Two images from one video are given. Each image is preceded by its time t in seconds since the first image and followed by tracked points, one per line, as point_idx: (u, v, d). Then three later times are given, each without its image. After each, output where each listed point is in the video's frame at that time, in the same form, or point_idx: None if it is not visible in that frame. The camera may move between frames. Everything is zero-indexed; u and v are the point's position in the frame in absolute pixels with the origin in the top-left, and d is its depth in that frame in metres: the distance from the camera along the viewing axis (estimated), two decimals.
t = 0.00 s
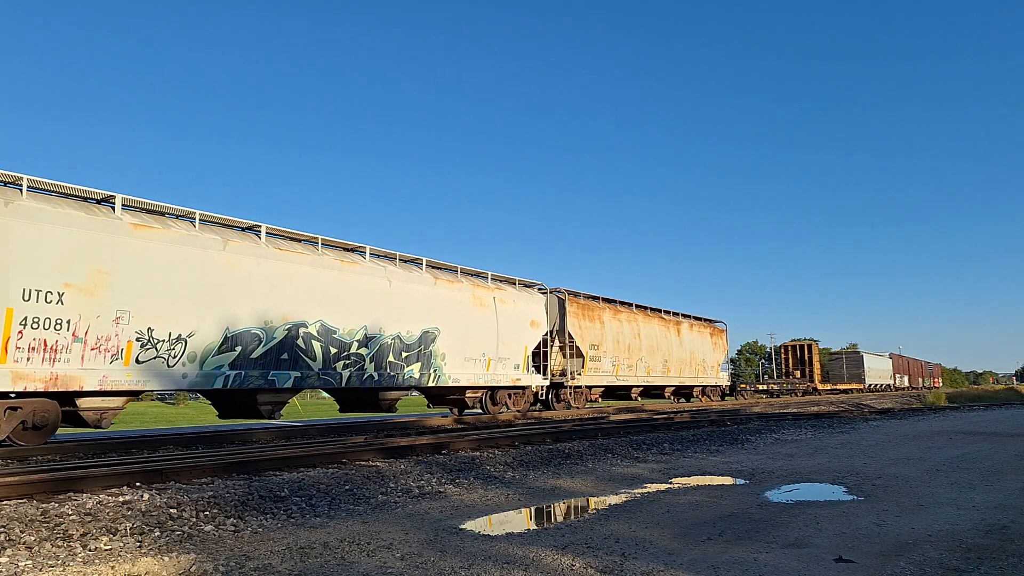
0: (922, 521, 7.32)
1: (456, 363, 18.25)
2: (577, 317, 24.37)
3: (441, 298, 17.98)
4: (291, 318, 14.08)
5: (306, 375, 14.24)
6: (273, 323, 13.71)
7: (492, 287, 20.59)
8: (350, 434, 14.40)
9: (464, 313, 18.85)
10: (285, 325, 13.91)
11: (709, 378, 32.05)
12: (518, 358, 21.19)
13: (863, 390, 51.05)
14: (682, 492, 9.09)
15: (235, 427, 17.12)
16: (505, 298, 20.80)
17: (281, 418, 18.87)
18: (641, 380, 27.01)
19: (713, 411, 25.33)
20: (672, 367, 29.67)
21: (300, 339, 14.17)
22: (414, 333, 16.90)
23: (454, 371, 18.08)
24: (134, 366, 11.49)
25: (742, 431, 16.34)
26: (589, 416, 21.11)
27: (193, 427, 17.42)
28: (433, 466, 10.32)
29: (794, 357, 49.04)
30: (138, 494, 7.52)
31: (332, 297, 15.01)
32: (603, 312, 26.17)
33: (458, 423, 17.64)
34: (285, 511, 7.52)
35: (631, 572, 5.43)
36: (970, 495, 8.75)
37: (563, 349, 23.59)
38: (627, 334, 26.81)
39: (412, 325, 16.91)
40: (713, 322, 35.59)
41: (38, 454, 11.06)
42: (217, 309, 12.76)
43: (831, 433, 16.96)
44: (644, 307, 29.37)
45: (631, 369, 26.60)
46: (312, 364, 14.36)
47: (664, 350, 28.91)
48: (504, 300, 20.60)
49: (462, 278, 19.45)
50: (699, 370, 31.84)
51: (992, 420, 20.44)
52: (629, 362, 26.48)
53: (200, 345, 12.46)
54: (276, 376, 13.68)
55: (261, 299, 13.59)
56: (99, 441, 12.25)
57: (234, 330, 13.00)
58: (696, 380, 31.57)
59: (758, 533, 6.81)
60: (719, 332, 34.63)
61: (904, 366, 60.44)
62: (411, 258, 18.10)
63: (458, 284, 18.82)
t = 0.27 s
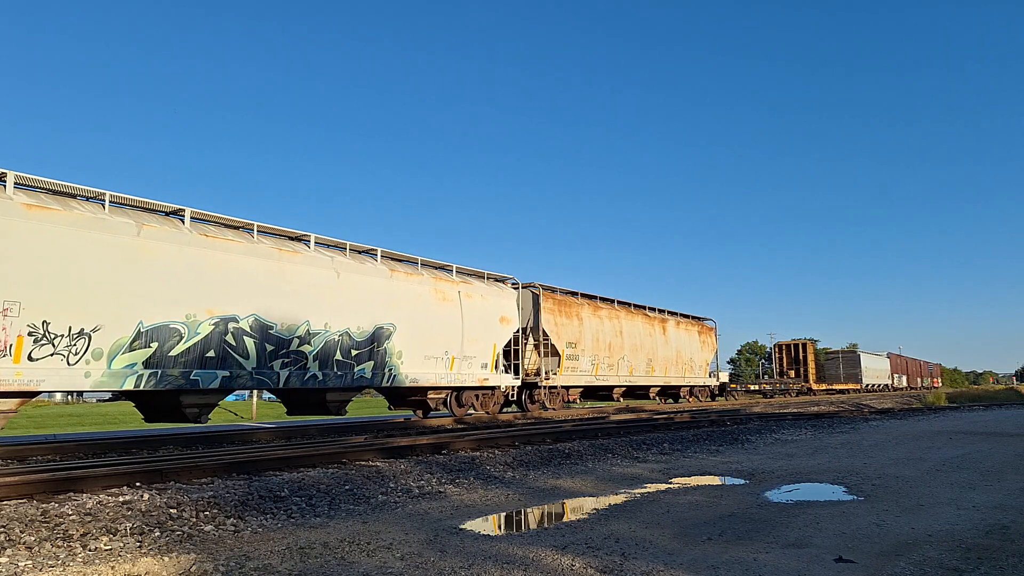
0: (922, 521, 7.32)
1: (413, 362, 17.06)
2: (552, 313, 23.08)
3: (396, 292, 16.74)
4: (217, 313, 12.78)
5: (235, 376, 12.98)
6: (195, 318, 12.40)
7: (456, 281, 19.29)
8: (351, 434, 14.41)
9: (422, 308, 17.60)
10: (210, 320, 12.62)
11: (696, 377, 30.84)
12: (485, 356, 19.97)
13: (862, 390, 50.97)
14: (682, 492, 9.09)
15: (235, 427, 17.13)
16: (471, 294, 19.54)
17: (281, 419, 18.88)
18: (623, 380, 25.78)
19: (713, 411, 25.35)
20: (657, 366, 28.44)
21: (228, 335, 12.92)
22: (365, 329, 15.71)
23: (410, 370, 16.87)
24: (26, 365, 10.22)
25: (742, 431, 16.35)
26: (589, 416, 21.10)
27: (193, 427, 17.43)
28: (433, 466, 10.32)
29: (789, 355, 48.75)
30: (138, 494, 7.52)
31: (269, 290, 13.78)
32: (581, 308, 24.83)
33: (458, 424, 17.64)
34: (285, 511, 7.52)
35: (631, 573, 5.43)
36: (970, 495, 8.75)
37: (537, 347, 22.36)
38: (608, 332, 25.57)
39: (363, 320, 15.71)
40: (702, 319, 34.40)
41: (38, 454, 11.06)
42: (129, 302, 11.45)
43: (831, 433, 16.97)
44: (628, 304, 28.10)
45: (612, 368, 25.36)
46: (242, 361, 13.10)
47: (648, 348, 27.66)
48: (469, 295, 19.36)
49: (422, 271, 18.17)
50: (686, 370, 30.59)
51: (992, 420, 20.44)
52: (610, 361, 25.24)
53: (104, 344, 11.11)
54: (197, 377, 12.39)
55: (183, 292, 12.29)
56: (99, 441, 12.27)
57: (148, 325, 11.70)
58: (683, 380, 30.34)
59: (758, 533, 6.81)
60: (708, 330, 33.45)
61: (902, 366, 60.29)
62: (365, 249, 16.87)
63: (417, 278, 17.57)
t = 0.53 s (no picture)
0: (922, 521, 7.32)
1: (366, 362, 15.69)
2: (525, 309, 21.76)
3: (348, 285, 15.38)
4: (130, 305, 11.25)
5: (152, 374, 11.53)
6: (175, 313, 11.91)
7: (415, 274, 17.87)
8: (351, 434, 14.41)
9: (376, 303, 16.19)
10: (119, 313, 11.08)
11: (684, 378, 29.66)
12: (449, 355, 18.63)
13: (861, 390, 50.90)
14: (682, 492, 9.09)
15: (235, 427, 17.14)
16: (432, 287, 18.18)
17: (281, 419, 18.89)
18: (604, 380, 24.58)
19: (713, 411, 25.36)
20: (642, 366, 27.20)
21: (142, 329, 11.39)
22: (308, 325, 14.19)
23: (361, 371, 15.52)
24: None
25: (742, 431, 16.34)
26: (589, 416, 21.09)
27: (193, 427, 17.44)
28: (433, 466, 10.31)
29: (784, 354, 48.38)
30: (138, 494, 7.52)
31: (195, 280, 12.28)
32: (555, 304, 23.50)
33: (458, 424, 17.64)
34: (285, 511, 7.52)
35: (631, 573, 5.43)
36: (970, 495, 8.75)
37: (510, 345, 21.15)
38: (588, 329, 24.32)
39: (307, 315, 14.24)
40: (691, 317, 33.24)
41: (38, 454, 11.07)
42: (29, 292, 10.02)
43: (831, 433, 16.97)
44: (611, 300, 26.84)
45: (592, 367, 24.13)
46: (156, 360, 11.56)
47: (633, 346, 26.44)
48: (430, 289, 18.00)
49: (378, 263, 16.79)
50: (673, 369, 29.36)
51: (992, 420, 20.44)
52: (590, 360, 24.01)
53: None
54: (103, 376, 10.89)
55: (93, 280, 10.80)
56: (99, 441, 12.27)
57: (44, 317, 10.17)
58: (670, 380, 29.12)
59: (758, 533, 6.81)
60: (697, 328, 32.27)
61: (900, 366, 60.11)
62: (311, 240, 15.52)
63: (371, 270, 16.19)
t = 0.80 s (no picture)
0: (923, 521, 7.32)
1: (309, 359, 14.62)
2: (493, 305, 20.61)
3: (286, 275, 14.41)
4: (19, 296, 10.31)
5: (45, 374, 10.60)
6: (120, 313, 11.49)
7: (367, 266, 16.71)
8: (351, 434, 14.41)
9: (318, 297, 15.10)
10: (7, 304, 10.14)
11: (669, 377, 28.65)
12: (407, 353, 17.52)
13: (860, 390, 50.83)
14: (682, 492, 9.09)
15: (236, 427, 17.15)
16: (387, 280, 17.08)
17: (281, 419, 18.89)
18: (582, 380, 23.58)
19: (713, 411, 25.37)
20: (623, 365, 26.16)
21: (35, 323, 10.48)
22: (238, 320, 13.26)
23: (300, 370, 14.43)
24: None
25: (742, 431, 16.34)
26: (589, 416, 21.10)
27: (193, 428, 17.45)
28: (433, 466, 10.32)
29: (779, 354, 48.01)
30: (138, 494, 7.52)
31: (100, 275, 11.31)
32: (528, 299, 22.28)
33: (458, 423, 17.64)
34: (285, 511, 7.52)
35: (631, 573, 5.43)
36: (970, 495, 8.75)
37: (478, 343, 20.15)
38: (564, 326, 23.29)
39: (235, 308, 13.30)
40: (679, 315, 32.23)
41: (38, 454, 11.07)
42: None
43: (831, 433, 16.97)
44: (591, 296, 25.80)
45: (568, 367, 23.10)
46: (49, 348, 10.64)
47: (613, 345, 25.41)
48: (384, 282, 16.91)
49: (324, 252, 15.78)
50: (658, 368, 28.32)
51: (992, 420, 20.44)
52: (566, 359, 23.00)
53: None
54: None
55: None
56: (100, 441, 12.28)
57: None
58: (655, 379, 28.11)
59: (758, 533, 6.81)
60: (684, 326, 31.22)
61: (899, 366, 59.94)
62: (247, 225, 14.58)
63: (315, 260, 15.13)
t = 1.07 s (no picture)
0: (923, 521, 7.31)
1: (241, 361, 13.05)
2: (458, 299, 19.45)
3: (214, 267, 12.72)
4: None
5: None
6: (88, 307, 10.73)
7: (312, 254, 14.97)
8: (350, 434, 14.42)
9: (254, 289, 13.46)
10: None
11: (653, 376, 27.73)
12: (359, 351, 15.94)
13: (859, 389, 50.75)
14: (682, 492, 9.09)
15: (236, 428, 17.16)
16: (336, 272, 15.36)
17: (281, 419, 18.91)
18: (557, 379, 22.60)
19: (713, 411, 25.37)
20: (603, 363, 25.18)
21: None
22: (154, 313, 11.60)
23: (229, 370, 12.78)
24: None
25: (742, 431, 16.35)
26: (589, 416, 21.12)
27: (193, 428, 17.46)
28: (433, 466, 10.32)
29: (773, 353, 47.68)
30: (138, 494, 7.53)
31: None
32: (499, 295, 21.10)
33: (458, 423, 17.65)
34: (285, 511, 7.52)
35: (631, 572, 5.43)
36: (971, 495, 8.75)
37: (443, 341, 19.01)
38: (537, 323, 22.23)
39: (154, 300, 11.65)
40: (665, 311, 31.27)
41: (39, 454, 11.07)
42: None
43: (831, 433, 16.98)
44: (569, 292, 24.78)
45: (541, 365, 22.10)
46: (5, 344, 9.74)
47: (592, 342, 24.41)
48: (332, 274, 15.21)
49: (259, 241, 14.00)
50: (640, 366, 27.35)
51: (992, 420, 20.43)
52: (539, 357, 22.00)
53: None
54: None
55: None
56: (100, 441, 12.28)
57: None
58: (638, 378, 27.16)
59: (758, 533, 6.81)
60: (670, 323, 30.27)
61: (896, 366, 59.68)
62: (168, 210, 12.72)
63: (250, 248, 13.49)
